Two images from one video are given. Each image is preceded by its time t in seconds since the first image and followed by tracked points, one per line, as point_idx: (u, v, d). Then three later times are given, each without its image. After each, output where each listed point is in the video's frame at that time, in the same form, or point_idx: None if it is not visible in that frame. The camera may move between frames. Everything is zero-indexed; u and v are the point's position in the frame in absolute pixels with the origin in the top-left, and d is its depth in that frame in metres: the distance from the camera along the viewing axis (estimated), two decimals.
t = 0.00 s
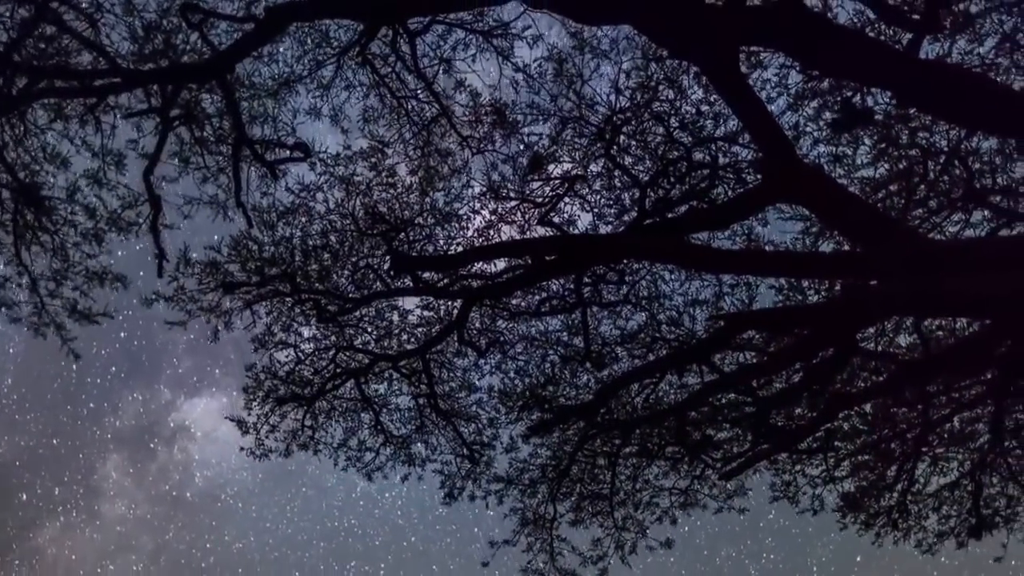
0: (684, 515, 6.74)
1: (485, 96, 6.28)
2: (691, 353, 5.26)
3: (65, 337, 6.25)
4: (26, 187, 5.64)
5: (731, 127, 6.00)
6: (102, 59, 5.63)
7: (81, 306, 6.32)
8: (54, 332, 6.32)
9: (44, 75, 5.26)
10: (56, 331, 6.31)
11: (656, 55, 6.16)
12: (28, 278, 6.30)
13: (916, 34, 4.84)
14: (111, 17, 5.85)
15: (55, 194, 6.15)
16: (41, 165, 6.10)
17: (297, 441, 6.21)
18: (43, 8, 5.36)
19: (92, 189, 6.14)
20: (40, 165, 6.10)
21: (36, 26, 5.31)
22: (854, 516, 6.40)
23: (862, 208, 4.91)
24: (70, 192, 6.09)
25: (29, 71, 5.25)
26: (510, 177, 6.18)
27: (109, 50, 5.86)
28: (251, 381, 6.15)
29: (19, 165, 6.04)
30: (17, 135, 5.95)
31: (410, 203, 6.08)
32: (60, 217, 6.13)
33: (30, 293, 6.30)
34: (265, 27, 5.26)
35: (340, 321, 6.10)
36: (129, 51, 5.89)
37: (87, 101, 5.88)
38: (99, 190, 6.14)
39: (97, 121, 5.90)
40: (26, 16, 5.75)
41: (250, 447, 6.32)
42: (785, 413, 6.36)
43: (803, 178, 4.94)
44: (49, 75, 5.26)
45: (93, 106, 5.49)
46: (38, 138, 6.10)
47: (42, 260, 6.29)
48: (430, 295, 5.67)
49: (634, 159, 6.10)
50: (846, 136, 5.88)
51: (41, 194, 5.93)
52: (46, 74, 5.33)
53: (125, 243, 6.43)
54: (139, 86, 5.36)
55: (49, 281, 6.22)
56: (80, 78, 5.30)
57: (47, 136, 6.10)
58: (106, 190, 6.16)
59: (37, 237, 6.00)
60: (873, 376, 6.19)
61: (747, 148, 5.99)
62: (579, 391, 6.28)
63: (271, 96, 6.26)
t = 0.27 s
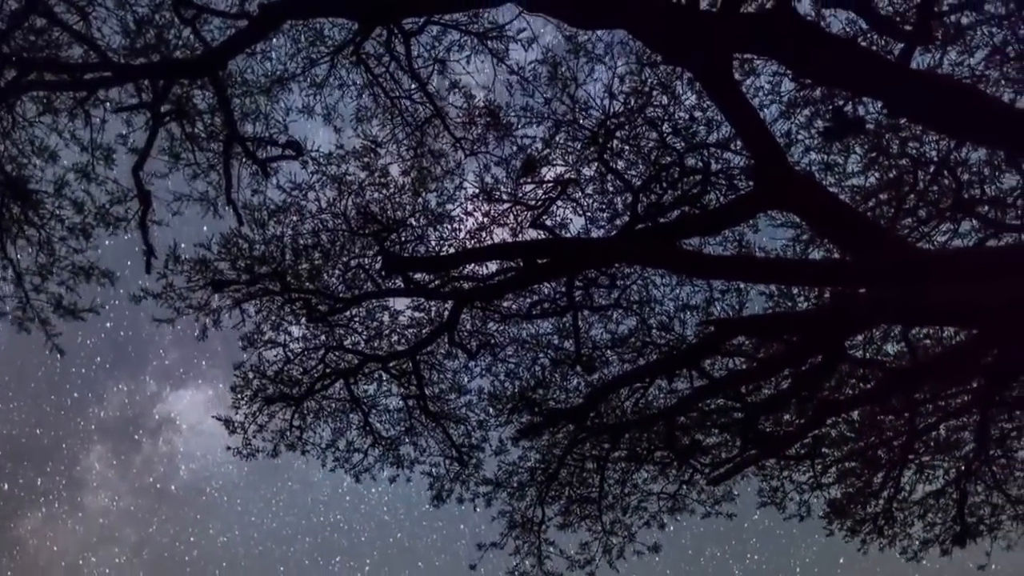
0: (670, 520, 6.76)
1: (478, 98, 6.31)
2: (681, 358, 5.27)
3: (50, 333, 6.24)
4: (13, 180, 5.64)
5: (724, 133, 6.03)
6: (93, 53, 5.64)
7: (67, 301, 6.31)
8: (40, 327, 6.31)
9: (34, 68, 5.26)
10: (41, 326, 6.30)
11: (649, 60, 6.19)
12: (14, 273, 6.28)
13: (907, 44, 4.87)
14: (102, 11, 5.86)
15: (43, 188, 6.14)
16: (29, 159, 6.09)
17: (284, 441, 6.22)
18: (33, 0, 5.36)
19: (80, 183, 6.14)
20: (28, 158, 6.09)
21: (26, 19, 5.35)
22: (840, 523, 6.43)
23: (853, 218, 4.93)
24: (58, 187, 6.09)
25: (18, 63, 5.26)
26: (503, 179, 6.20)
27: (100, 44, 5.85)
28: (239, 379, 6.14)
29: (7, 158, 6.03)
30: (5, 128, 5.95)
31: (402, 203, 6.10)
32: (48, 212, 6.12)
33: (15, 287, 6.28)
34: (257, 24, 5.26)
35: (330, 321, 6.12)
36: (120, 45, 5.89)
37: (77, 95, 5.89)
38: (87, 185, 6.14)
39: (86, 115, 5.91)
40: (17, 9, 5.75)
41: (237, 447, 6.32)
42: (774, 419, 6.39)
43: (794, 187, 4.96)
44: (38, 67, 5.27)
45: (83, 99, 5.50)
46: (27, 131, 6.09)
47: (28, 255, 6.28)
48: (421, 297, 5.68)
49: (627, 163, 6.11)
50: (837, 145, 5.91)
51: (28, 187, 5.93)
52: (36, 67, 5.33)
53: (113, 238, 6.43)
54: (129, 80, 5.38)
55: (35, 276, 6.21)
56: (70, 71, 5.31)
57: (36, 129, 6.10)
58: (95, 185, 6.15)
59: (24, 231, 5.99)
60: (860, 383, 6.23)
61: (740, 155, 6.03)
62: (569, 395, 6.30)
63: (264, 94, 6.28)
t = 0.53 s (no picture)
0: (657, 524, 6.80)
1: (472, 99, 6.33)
2: (671, 363, 5.29)
3: (36, 328, 6.22)
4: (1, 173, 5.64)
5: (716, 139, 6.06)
6: (84, 46, 5.63)
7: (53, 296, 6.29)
8: (25, 322, 6.29)
9: (24, 60, 5.25)
10: (27, 321, 6.29)
11: (644, 65, 6.22)
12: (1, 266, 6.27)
13: (900, 54, 4.89)
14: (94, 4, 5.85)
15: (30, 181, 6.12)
16: (17, 152, 6.08)
17: (272, 440, 6.24)
18: None
19: (68, 177, 6.13)
20: (17, 151, 6.08)
21: (16, 11, 5.36)
22: (826, 529, 6.46)
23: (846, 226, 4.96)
24: (47, 180, 6.08)
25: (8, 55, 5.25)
26: (496, 181, 6.21)
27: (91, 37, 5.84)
28: (227, 378, 6.17)
29: None
30: None
31: (394, 204, 6.12)
32: (35, 205, 6.11)
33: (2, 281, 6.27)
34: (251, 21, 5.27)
35: (320, 320, 6.14)
36: (111, 39, 5.88)
37: (67, 88, 5.88)
38: (76, 179, 6.14)
39: (76, 109, 5.90)
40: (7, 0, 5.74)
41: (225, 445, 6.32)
42: (762, 424, 6.42)
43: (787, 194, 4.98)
44: (28, 60, 5.26)
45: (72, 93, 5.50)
46: (15, 124, 6.08)
47: (15, 249, 6.26)
48: (412, 297, 5.69)
49: (619, 168, 6.18)
50: (828, 153, 5.94)
51: (16, 181, 5.91)
52: (26, 60, 5.32)
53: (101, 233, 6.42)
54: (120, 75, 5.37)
55: (22, 270, 6.20)
56: (61, 65, 5.30)
57: (25, 122, 6.08)
58: (83, 179, 6.15)
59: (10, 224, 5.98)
60: (848, 390, 6.26)
61: (732, 161, 6.06)
62: (559, 398, 6.31)
63: (256, 91, 6.28)
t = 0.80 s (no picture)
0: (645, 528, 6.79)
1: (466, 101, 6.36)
2: (660, 368, 5.31)
3: (22, 322, 6.22)
4: None
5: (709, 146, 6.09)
6: (74, 39, 5.65)
7: (40, 290, 6.30)
8: (12, 316, 6.30)
9: (13, 51, 5.27)
10: (13, 315, 6.29)
11: (638, 70, 6.26)
12: None
13: (892, 63, 4.90)
14: None
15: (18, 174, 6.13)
16: (6, 144, 6.09)
17: (259, 439, 6.25)
18: None
19: (57, 171, 6.14)
20: (5, 144, 6.09)
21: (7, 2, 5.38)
22: (812, 535, 6.49)
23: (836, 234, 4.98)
24: (35, 173, 6.09)
25: None
26: (489, 183, 6.23)
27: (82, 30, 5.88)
28: (215, 376, 6.18)
29: None
30: None
31: (386, 204, 6.13)
32: (23, 199, 6.11)
33: None
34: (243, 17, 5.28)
35: (310, 319, 6.15)
36: (102, 32, 5.90)
37: (57, 82, 5.90)
38: (65, 173, 6.15)
39: (65, 102, 5.92)
40: None
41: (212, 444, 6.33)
42: (750, 430, 6.45)
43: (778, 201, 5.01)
44: (18, 51, 5.28)
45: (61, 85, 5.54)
46: (4, 116, 6.09)
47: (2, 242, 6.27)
48: (403, 298, 5.71)
49: (612, 172, 6.19)
50: (819, 161, 5.96)
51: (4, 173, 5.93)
52: (15, 51, 5.34)
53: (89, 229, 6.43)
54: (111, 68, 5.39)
55: (8, 264, 6.21)
56: (50, 57, 5.33)
57: (14, 115, 6.10)
58: (72, 173, 6.16)
59: None
60: (837, 397, 6.29)
61: (724, 167, 6.09)
62: (548, 401, 6.36)
63: (249, 87, 6.30)
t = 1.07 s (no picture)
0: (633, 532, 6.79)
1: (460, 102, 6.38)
2: (650, 373, 5.34)
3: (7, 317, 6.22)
4: None
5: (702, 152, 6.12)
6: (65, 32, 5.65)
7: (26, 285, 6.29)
8: None
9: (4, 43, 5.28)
10: None
11: (632, 75, 6.28)
12: None
13: (884, 75, 4.94)
14: None
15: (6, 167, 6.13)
16: None
17: (247, 439, 6.26)
18: None
19: (45, 165, 6.14)
20: None
21: None
22: (798, 541, 6.52)
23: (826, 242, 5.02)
24: (22, 167, 6.09)
25: None
26: (481, 185, 6.24)
27: (73, 23, 5.88)
28: (203, 374, 6.19)
29: None
30: None
31: (378, 203, 6.15)
32: (10, 192, 6.11)
33: None
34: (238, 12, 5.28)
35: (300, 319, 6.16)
36: (94, 25, 5.90)
37: (47, 74, 5.90)
38: (53, 167, 6.15)
39: (54, 95, 5.92)
40: None
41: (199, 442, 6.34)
42: (738, 436, 6.48)
43: (769, 209, 5.05)
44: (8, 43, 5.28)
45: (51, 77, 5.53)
46: None
47: None
48: (394, 298, 5.72)
49: (605, 176, 6.23)
50: (811, 169, 6.00)
51: None
52: (5, 43, 5.35)
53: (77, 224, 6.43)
54: (101, 62, 5.40)
55: None
56: (40, 49, 5.33)
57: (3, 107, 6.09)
58: (61, 167, 6.16)
59: None
60: (825, 404, 6.33)
61: (716, 173, 6.12)
62: (538, 403, 6.38)
63: (241, 84, 6.31)
